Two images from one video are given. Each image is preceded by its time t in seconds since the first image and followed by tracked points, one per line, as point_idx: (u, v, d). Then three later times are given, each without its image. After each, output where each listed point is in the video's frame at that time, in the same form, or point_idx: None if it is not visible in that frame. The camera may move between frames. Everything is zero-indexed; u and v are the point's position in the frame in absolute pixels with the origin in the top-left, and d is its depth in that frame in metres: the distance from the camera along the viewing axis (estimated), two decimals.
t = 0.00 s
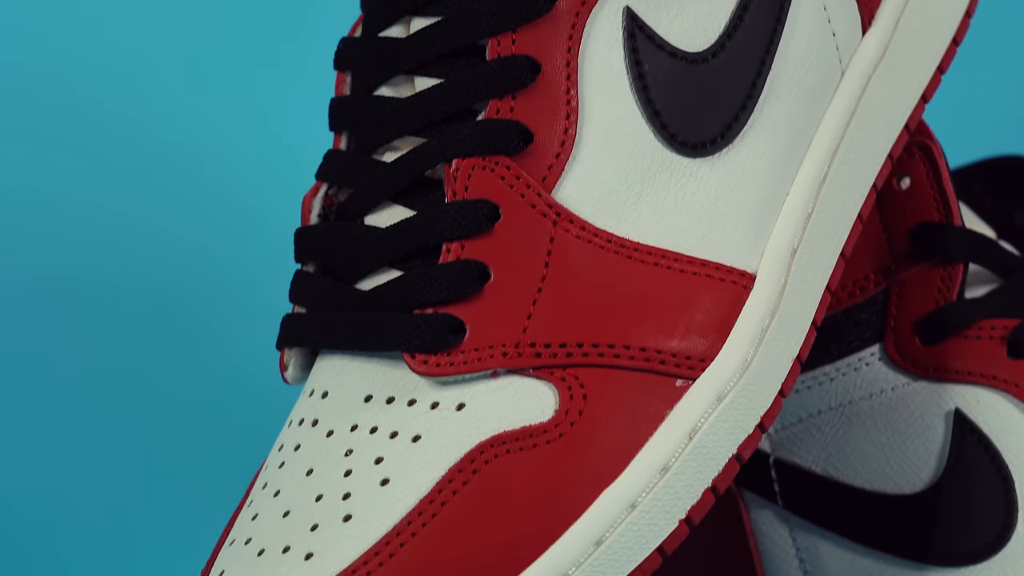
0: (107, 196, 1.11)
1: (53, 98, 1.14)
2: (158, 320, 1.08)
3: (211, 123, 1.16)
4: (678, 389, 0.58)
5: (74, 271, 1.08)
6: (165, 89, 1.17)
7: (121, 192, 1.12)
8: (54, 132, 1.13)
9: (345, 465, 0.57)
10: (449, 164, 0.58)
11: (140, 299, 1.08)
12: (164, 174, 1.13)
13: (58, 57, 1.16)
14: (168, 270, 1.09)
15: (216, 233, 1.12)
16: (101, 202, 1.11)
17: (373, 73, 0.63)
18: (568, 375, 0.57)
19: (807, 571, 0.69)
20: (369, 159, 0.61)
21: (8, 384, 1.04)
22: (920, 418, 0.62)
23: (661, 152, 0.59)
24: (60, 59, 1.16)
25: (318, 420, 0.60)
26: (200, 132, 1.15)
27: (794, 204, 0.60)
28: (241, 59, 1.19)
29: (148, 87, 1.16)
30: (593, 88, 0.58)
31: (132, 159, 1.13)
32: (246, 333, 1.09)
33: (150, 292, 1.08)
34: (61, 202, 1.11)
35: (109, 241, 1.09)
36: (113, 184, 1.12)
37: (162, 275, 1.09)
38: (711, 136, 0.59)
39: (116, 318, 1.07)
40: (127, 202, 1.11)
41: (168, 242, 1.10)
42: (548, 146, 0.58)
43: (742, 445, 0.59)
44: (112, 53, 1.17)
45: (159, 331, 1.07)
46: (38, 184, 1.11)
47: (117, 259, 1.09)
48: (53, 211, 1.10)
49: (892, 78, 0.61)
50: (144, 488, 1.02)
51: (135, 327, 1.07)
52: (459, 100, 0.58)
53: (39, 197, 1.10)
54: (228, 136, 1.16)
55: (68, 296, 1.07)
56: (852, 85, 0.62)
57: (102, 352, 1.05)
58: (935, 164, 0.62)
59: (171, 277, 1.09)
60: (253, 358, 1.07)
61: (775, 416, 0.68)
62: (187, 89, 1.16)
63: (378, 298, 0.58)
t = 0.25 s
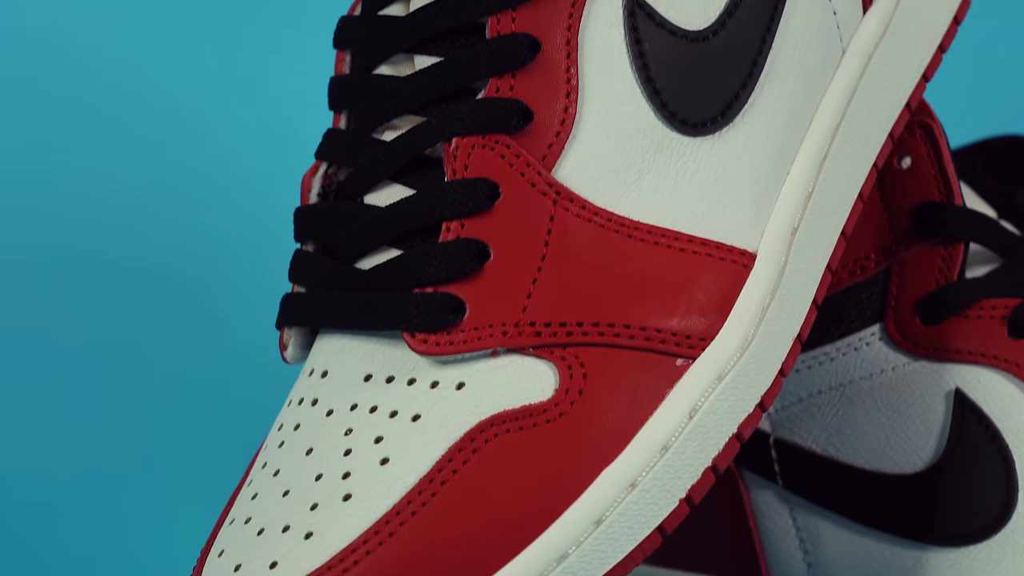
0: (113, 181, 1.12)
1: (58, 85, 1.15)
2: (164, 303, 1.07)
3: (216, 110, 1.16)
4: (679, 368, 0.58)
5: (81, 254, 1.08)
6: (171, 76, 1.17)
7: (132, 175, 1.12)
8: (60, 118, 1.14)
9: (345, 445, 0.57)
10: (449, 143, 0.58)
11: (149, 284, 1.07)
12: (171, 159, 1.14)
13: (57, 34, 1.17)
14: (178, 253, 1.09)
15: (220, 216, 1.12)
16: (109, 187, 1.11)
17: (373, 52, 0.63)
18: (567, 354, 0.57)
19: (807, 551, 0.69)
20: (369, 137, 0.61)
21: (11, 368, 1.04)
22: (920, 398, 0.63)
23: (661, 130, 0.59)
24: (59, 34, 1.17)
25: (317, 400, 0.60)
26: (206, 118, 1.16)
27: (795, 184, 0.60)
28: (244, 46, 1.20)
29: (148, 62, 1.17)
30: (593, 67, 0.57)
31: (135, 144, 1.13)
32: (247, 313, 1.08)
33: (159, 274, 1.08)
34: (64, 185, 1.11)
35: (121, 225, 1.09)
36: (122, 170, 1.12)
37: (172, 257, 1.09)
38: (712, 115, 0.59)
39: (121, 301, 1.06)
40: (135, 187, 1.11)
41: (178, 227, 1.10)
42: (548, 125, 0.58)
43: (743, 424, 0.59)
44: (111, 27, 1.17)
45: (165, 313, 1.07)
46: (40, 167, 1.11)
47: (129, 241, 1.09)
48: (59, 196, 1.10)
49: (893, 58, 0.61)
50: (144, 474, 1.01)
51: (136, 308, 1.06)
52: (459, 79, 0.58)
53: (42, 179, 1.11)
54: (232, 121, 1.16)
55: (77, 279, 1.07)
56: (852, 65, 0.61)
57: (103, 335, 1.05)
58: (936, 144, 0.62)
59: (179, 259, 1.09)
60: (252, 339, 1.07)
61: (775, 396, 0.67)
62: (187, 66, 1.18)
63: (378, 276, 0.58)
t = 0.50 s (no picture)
0: (114, 163, 1.11)
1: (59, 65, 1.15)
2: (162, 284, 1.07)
3: (218, 95, 1.16)
4: (679, 346, 0.58)
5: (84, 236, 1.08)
6: (174, 57, 1.17)
7: (133, 156, 1.11)
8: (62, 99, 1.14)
9: (345, 423, 0.57)
10: (448, 121, 0.58)
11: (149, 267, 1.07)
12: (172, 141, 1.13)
13: (57, 24, 1.16)
14: (178, 232, 1.09)
15: (220, 196, 1.12)
16: (111, 168, 1.11)
17: (372, 30, 0.63)
18: (567, 332, 0.57)
19: (807, 530, 0.70)
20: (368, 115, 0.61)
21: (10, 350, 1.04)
22: (920, 376, 0.63)
23: (661, 108, 0.59)
24: (59, 24, 1.16)
25: (317, 378, 0.60)
26: (207, 103, 1.16)
27: (795, 161, 0.60)
28: (244, 31, 1.20)
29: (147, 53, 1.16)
30: (594, 44, 0.58)
31: (135, 125, 1.13)
32: (246, 296, 1.08)
33: (157, 253, 1.08)
34: (65, 167, 1.10)
35: (121, 205, 1.09)
36: (124, 154, 1.12)
37: (173, 237, 1.09)
38: (712, 93, 0.59)
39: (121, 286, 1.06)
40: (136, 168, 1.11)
41: (179, 209, 1.11)
42: (548, 102, 0.58)
43: (743, 402, 0.59)
44: (111, 17, 1.17)
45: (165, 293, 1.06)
46: (40, 150, 1.11)
47: (130, 220, 1.09)
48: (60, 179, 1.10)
49: (893, 36, 0.61)
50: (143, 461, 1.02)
51: (136, 291, 1.06)
52: (458, 56, 0.58)
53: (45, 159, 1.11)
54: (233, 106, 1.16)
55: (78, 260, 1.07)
56: (852, 43, 0.61)
57: (103, 319, 1.05)
58: (937, 122, 0.62)
59: (180, 239, 1.09)
60: (252, 321, 1.07)
61: (776, 375, 0.68)
62: (186, 51, 1.17)
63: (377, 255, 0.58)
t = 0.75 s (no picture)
0: (116, 140, 1.10)
1: (53, 31, 1.11)
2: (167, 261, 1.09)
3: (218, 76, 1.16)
4: (679, 324, 0.58)
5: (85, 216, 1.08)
6: (174, 32, 1.15)
7: (131, 125, 1.11)
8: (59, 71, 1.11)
9: (345, 400, 0.57)
10: (448, 97, 0.58)
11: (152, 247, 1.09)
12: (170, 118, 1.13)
13: None
14: (179, 212, 1.10)
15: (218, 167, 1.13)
16: (112, 146, 1.10)
17: (372, 7, 0.63)
18: (567, 309, 0.57)
19: (807, 508, 0.70)
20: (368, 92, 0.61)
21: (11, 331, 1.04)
22: (921, 354, 0.63)
23: (662, 85, 0.59)
24: None
25: (317, 355, 0.60)
26: (208, 83, 1.15)
27: (795, 139, 0.60)
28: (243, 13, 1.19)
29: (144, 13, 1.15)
30: (594, 22, 0.58)
31: (134, 92, 1.12)
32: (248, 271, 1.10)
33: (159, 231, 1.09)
34: (64, 143, 1.09)
35: (120, 181, 1.09)
36: (124, 131, 1.11)
37: (174, 217, 1.10)
38: (712, 70, 0.59)
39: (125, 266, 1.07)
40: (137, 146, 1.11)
41: (179, 188, 1.11)
42: (548, 79, 0.58)
43: (743, 379, 0.58)
44: None
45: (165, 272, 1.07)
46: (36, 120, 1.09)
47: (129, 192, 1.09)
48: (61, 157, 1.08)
49: (895, 14, 0.61)
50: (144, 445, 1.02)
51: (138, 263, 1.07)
52: (459, 33, 0.58)
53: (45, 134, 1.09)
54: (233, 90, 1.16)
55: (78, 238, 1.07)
56: (853, 20, 0.61)
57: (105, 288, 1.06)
58: (938, 100, 0.62)
59: (181, 219, 1.10)
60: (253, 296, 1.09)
61: (776, 353, 0.68)
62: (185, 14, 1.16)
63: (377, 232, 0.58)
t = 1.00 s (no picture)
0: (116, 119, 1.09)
1: (52, 8, 1.10)
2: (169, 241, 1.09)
3: (218, 60, 1.15)
4: (679, 301, 0.58)
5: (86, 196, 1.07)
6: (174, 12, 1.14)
7: (130, 101, 1.10)
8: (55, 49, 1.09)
9: (345, 377, 0.57)
10: (448, 74, 0.58)
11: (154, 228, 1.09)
12: (170, 98, 1.12)
13: None
14: (180, 193, 1.10)
15: (217, 141, 1.13)
16: (112, 125, 1.09)
17: None
18: (567, 286, 0.57)
19: (807, 486, 0.71)
20: (368, 69, 0.61)
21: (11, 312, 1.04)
22: (921, 333, 0.64)
23: (662, 62, 0.59)
24: None
25: (317, 332, 0.60)
26: (209, 67, 1.14)
27: (796, 116, 0.60)
28: None
29: None
30: None
31: (133, 66, 1.11)
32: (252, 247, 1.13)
33: (162, 212, 1.10)
34: (65, 121, 1.07)
35: (121, 161, 1.09)
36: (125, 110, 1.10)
37: (176, 199, 1.10)
38: (712, 47, 0.59)
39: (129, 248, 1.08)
40: (137, 126, 1.10)
41: (180, 169, 1.11)
42: (548, 55, 0.58)
43: (744, 356, 0.58)
44: None
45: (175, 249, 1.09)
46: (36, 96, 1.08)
47: (129, 170, 1.09)
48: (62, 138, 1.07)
49: None
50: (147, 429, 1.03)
51: (140, 240, 1.08)
52: (459, 9, 0.58)
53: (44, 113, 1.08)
54: (233, 75, 1.15)
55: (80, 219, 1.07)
56: None
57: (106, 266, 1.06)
58: (938, 77, 0.62)
59: (183, 200, 1.10)
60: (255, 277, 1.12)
61: (776, 331, 0.68)
62: None
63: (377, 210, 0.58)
